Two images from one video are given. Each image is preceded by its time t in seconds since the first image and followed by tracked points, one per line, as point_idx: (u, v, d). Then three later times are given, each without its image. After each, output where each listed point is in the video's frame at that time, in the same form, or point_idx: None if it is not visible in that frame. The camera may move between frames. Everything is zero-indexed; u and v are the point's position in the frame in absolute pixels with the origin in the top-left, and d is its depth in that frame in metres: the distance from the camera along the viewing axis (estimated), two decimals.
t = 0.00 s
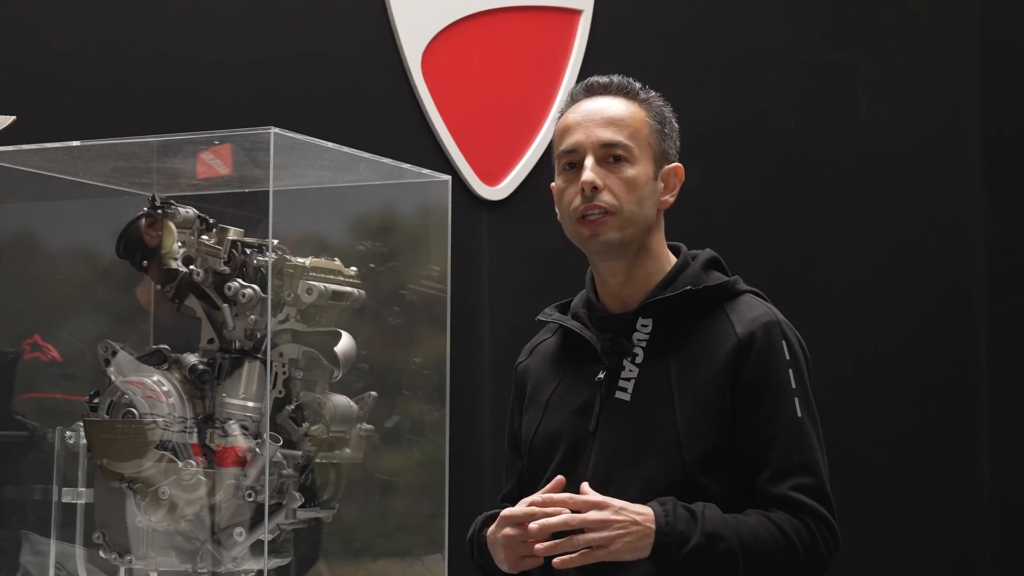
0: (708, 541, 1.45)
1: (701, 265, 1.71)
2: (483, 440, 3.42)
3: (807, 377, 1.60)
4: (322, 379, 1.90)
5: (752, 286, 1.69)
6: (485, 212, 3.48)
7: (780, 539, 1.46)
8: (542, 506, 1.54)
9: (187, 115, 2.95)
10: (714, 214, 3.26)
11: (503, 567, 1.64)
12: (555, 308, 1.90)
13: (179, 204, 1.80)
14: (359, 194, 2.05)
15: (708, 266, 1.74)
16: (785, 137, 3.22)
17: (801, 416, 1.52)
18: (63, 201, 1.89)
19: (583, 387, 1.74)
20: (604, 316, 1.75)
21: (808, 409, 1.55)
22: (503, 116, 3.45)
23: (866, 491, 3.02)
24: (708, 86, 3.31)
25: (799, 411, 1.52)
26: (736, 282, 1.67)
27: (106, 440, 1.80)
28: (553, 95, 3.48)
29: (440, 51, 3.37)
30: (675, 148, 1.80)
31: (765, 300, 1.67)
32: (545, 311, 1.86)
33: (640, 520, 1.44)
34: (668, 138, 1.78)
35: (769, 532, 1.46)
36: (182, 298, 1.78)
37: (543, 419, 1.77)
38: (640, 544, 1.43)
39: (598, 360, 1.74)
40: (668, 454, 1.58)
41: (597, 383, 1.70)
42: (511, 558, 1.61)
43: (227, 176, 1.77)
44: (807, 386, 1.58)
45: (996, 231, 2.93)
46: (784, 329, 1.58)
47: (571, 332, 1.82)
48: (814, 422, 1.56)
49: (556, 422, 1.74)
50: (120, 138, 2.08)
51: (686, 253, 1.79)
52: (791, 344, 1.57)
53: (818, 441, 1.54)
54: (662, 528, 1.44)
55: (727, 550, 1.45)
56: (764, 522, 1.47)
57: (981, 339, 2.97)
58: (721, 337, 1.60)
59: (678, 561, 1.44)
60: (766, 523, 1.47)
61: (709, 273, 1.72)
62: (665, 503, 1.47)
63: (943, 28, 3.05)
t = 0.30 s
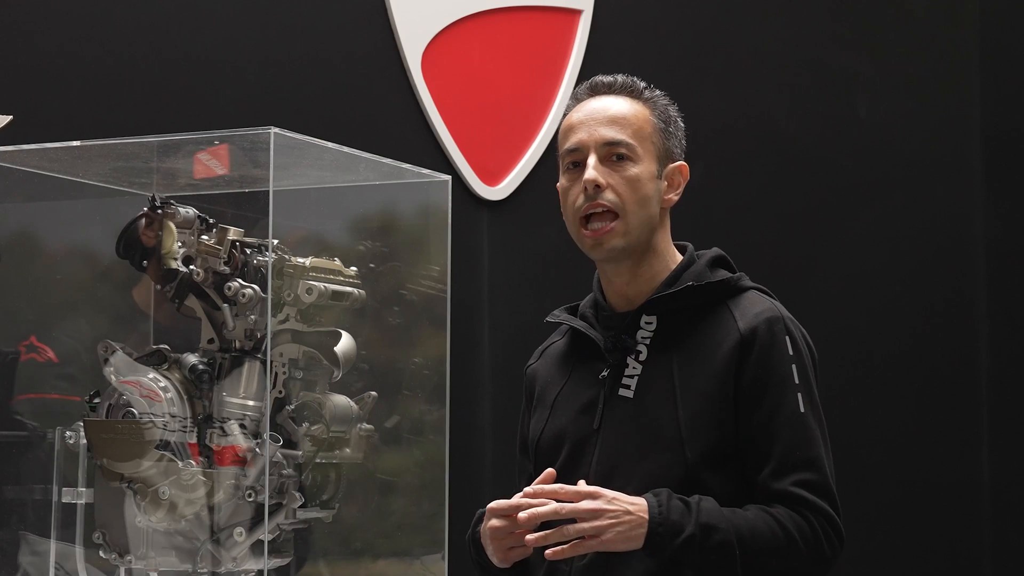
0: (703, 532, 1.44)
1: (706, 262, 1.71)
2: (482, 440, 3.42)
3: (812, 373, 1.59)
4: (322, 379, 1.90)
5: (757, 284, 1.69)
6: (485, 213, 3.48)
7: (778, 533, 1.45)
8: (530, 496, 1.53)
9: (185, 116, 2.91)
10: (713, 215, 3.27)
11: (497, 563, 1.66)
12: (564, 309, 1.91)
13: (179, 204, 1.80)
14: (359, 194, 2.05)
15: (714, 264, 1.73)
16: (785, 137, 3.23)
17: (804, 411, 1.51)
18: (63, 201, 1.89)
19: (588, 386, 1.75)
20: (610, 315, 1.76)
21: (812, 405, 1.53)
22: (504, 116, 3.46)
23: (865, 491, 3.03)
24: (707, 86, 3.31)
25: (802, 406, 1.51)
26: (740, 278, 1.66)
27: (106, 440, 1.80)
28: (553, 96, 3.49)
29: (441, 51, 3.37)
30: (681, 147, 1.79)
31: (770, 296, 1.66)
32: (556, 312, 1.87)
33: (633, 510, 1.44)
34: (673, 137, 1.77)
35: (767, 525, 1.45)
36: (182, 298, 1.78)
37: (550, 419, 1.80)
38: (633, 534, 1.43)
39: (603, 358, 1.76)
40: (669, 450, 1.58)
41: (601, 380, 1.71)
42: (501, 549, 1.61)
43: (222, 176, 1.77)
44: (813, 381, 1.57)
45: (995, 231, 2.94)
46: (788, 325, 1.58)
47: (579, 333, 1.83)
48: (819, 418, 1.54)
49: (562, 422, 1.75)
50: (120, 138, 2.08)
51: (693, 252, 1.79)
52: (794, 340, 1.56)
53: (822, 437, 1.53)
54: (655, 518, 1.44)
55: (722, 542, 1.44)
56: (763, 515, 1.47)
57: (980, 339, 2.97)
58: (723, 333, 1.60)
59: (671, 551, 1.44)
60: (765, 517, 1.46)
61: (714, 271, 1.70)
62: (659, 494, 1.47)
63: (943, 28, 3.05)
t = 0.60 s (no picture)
0: (704, 536, 1.45)
1: (715, 260, 1.70)
2: (483, 440, 3.42)
3: (822, 372, 1.58)
4: (322, 379, 1.90)
5: (766, 281, 1.68)
6: (485, 213, 3.48)
7: (782, 535, 1.45)
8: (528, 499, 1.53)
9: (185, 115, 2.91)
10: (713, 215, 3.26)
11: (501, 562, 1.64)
12: (573, 307, 1.90)
13: (179, 205, 1.80)
14: (359, 194, 2.05)
15: (724, 261, 1.73)
16: (785, 137, 3.23)
17: (811, 410, 1.50)
18: (62, 201, 1.89)
19: (595, 384, 1.76)
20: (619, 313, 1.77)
21: (821, 404, 1.53)
22: (504, 115, 3.45)
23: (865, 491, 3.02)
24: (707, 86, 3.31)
25: (810, 406, 1.50)
26: (748, 276, 1.66)
27: (106, 440, 1.80)
28: (553, 96, 3.48)
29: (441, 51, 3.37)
30: (673, 135, 1.77)
31: (778, 294, 1.66)
32: (564, 311, 1.86)
33: (633, 515, 1.45)
34: (658, 127, 1.76)
35: (771, 528, 1.45)
36: (182, 298, 1.78)
37: (558, 418, 1.79)
38: (633, 538, 1.44)
39: (610, 356, 1.76)
40: (674, 449, 1.58)
41: (608, 378, 1.71)
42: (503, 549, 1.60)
43: (218, 176, 1.77)
44: (821, 380, 1.56)
45: (995, 231, 2.94)
46: (796, 323, 1.57)
47: (588, 331, 1.83)
48: (829, 418, 1.53)
49: (569, 421, 1.76)
50: (120, 138, 2.08)
51: (704, 250, 1.78)
52: (802, 339, 1.55)
53: (831, 437, 1.52)
54: (654, 523, 1.45)
55: (724, 546, 1.45)
56: (767, 518, 1.47)
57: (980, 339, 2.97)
58: (730, 331, 1.60)
59: (672, 556, 1.45)
60: (769, 520, 1.46)
61: (723, 269, 1.71)
62: (660, 498, 1.48)
63: (942, 28, 3.05)
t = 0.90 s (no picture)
0: (677, 544, 1.45)
1: (719, 258, 1.70)
2: (482, 441, 3.42)
3: (820, 371, 1.57)
4: (322, 379, 1.90)
5: (770, 278, 1.68)
6: (485, 213, 3.48)
7: (762, 540, 1.45)
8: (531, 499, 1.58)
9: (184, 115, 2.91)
10: (713, 215, 3.26)
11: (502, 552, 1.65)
12: (591, 305, 1.93)
13: (179, 205, 1.80)
14: (359, 194, 2.05)
15: (733, 258, 1.74)
16: (784, 137, 3.23)
17: (803, 410, 1.49)
18: (63, 201, 1.89)
19: (599, 383, 1.78)
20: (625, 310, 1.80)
21: (815, 404, 1.51)
22: (504, 115, 3.46)
23: (865, 491, 3.02)
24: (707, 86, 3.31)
25: (802, 406, 1.49)
26: (748, 274, 1.66)
27: (106, 440, 1.80)
28: (553, 95, 3.49)
29: (440, 51, 3.38)
30: (666, 127, 1.76)
31: (780, 292, 1.65)
32: (581, 308, 1.89)
33: (602, 525, 1.46)
34: (649, 122, 1.76)
35: (751, 533, 1.45)
36: (182, 298, 1.78)
37: (566, 415, 1.84)
38: (603, 549, 1.45)
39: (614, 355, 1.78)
40: (667, 448, 1.59)
41: (609, 376, 1.73)
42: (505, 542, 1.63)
43: (216, 175, 1.77)
44: (818, 379, 1.54)
45: (995, 231, 2.94)
46: (792, 320, 1.56)
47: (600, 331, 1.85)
48: (823, 418, 1.51)
49: (573, 419, 1.79)
50: (120, 138, 2.08)
51: (715, 246, 1.79)
52: (799, 337, 1.54)
53: (824, 437, 1.50)
54: (624, 532, 1.45)
55: (699, 553, 1.45)
56: (748, 522, 1.46)
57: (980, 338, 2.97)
58: (725, 329, 1.60)
59: (643, 563, 1.45)
60: (750, 525, 1.46)
61: (727, 267, 1.71)
62: (632, 506, 1.48)
63: (942, 27, 3.05)
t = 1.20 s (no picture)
0: (666, 542, 1.45)
1: (719, 257, 1.71)
2: (482, 441, 3.42)
3: (816, 372, 1.56)
4: (322, 379, 1.90)
5: (768, 278, 1.68)
6: (485, 213, 3.49)
7: (753, 541, 1.44)
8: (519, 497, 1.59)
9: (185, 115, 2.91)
10: (713, 215, 3.26)
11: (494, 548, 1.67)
12: (596, 304, 1.94)
13: (179, 205, 1.80)
14: (359, 194, 2.05)
15: (733, 257, 1.74)
16: (784, 137, 3.23)
17: (797, 411, 1.49)
18: (63, 201, 1.89)
19: (598, 383, 1.78)
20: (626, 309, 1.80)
21: (809, 405, 1.51)
22: (504, 115, 3.46)
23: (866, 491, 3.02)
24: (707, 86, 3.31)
25: (796, 407, 1.49)
26: (745, 274, 1.66)
27: (106, 440, 1.80)
28: (553, 95, 3.49)
29: (441, 51, 3.38)
30: (666, 127, 1.76)
31: (778, 292, 1.65)
32: (586, 307, 1.90)
33: (592, 522, 1.47)
34: (649, 123, 1.76)
35: (741, 533, 1.45)
36: (182, 298, 1.78)
37: (567, 413, 1.85)
38: (592, 546, 1.46)
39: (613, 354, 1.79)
40: (660, 448, 1.59)
41: (606, 375, 1.74)
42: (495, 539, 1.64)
43: (216, 175, 1.77)
44: (814, 380, 1.54)
45: (995, 231, 2.94)
46: (788, 321, 1.56)
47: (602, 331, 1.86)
48: (817, 419, 1.51)
49: (571, 418, 1.80)
50: (120, 138, 2.08)
51: (716, 246, 1.79)
52: (794, 337, 1.54)
53: (819, 439, 1.50)
54: (612, 530, 1.46)
55: (688, 552, 1.44)
56: (739, 522, 1.46)
57: (980, 338, 2.97)
58: (721, 329, 1.60)
59: (631, 562, 1.45)
60: (741, 525, 1.46)
61: (727, 266, 1.71)
62: (622, 504, 1.49)
63: (942, 27, 3.05)
